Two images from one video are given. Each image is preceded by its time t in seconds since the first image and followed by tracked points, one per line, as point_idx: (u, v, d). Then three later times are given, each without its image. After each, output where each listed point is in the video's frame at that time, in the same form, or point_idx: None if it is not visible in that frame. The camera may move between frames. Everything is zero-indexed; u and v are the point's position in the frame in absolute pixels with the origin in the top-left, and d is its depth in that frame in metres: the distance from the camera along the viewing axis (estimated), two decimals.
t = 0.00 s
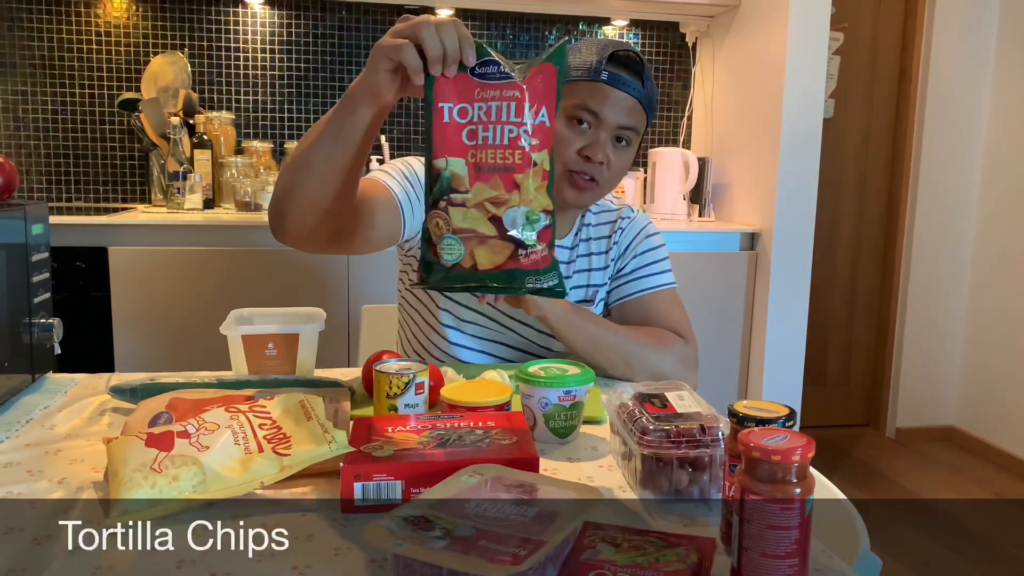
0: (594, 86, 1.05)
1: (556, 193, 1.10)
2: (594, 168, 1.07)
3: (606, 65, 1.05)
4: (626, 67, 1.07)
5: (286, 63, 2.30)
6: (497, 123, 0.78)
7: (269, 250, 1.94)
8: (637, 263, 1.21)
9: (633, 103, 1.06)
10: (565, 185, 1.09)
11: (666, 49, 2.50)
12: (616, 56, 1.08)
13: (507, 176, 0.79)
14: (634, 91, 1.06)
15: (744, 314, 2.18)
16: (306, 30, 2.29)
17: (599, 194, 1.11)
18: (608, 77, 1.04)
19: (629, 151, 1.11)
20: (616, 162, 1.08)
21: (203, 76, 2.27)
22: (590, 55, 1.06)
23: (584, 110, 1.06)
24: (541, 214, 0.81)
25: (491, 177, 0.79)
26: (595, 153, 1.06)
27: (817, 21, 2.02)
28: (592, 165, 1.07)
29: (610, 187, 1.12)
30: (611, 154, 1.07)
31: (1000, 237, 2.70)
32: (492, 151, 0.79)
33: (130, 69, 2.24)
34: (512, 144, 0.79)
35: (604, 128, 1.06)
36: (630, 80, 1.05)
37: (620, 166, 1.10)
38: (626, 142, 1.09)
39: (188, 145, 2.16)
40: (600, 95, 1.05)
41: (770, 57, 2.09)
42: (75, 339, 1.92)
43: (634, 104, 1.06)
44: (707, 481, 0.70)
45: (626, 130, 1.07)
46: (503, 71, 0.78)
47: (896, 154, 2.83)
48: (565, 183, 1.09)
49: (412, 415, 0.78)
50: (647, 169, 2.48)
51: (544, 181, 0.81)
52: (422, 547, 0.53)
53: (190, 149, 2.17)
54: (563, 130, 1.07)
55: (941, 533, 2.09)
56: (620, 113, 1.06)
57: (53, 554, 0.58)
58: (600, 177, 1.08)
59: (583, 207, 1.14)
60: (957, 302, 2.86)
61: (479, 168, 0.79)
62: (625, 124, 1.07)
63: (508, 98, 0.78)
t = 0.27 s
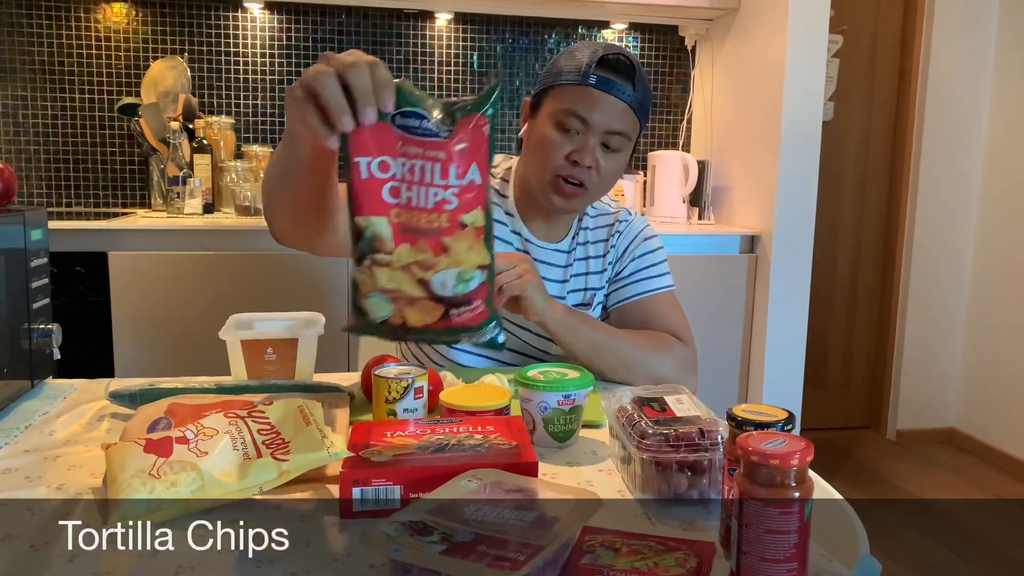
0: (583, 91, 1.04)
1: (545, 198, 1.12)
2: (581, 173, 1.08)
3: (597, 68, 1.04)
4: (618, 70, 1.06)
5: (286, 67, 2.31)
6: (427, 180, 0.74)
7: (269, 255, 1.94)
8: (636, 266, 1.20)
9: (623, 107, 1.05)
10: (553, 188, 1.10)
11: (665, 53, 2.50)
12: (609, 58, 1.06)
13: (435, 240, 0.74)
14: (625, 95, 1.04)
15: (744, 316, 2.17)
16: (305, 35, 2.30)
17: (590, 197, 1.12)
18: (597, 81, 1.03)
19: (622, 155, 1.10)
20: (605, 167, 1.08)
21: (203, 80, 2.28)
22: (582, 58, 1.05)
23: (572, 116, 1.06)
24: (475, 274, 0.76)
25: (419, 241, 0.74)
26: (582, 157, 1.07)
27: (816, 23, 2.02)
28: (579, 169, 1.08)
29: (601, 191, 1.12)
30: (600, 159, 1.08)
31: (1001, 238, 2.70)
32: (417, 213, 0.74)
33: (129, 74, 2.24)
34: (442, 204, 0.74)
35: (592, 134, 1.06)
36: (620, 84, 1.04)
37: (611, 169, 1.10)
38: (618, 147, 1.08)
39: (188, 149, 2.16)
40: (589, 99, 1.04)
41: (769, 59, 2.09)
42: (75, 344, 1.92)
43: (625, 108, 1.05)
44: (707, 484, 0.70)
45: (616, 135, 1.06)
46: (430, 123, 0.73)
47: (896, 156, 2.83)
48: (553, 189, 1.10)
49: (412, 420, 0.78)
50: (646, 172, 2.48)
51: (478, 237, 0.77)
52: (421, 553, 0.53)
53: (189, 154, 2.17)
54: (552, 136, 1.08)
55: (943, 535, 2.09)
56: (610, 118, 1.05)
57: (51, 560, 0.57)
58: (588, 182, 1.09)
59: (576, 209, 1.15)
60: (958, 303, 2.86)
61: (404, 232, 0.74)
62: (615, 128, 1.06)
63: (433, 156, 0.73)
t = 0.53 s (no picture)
0: (581, 90, 1.05)
1: (540, 198, 1.11)
2: (577, 172, 1.07)
3: (596, 68, 1.05)
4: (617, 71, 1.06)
5: (286, 68, 2.31)
6: (306, 298, 0.57)
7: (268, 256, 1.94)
8: (635, 267, 1.20)
9: (621, 108, 1.05)
10: (549, 188, 1.10)
11: (665, 54, 2.50)
12: (608, 60, 1.07)
13: (280, 369, 0.55)
14: (623, 96, 1.05)
15: (745, 317, 2.17)
16: (305, 35, 2.30)
17: (586, 198, 1.11)
18: (595, 81, 1.04)
19: (618, 156, 1.10)
20: (602, 167, 1.08)
21: (203, 81, 2.27)
22: (581, 58, 1.06)
23: (570, 115, 1.06)
24: (310, 439, 0.54)
25: (260, 364, 0.54)
26: (578, 157, 1.07)
27: (816, 24, 2.02)
28: (575, 169, 1.07)
29: (597, 192, 1.11)
30: (596, 159, 1.07)
31: (1001, 238, 2.70)
32: (273, 330, 0.56)
33: (129, 74, 2.24)
34: (312, 333, 0.57)
35: (589, 133, 1.06)
36: (618, 85, 1.04)
37: (608, 171, 1.10)
38: (615, 148, 1.08)
39: (188, 150, 2.16)
40: (587, 99, 1.05)
41: (769, 60, 2.09)
42: (75, 345, 1.92)
43: (623, 109, 1.06)
44: (707, 486, 0.69)
45: (614, 136, 1.07)
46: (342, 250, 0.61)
47: (896, 156, 2.83)
48: (548, 188, 1.10)
49: (411, 421, 0.78)
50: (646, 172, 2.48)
51: (334, 396, 0.56)
52: (420, 555, 0.53)
53: (189, 154, 2.17)
54: (549, 134, 1.08)
55: (943, 535, 2.09)
56: (607, 118, 1.05)
57: (49, 562, 0.57)
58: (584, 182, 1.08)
59: (572, 211, 1.14)
60: (958, 303, 2.86)
61: (246, 346, 0.54)
62: (612, 129, 1.06)
63: (326, 276, 0.59)
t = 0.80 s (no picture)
0: (591, 87, 1.05)
1: (543, 193, 1.11)
2: (582, 169, 1.07)
3: (606, 67, 1.06)
4: (626, 72, 1.07)
5: (286, 65, 2.30)
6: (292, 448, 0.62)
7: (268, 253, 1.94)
8: (637, 265, 1.20)
9: (629, 107, 1.06)
10: (554, 184, 1.09)
11: (666, 51, 2.50)
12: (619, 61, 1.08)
13: (252, 488, 0.57)
14: (631, 96, 1.06)
15: (745, 315, 2.17)
16: (305, 32, 2.29)
17: (590, 197, 1.11)
18: (604, 79, 1.05)
19: (624, 157, 1.10)
20: (607, 166, 1.08)
21: (203, 77, 2.27)
22: (591, 57, 1.07)
23: (577, 112, 1.07)
24: (272, 541, 0.53)
25: (233, 487, 0.56)
26: (584, 153, 1.07)
27: (817, 22, 2.01)
28: (580, 165, 1.07)
29: (602, 192, 1.11)
30: (602, 157, 1.07)
31: (1001, 237, 2.70)
32: (252, 467, 0.59)
33: (129, 70, 2.24)
34: (286, 473, 0.59)
35: (596, 130, 1.06)
36: (627, 84, 1.05)
37: (613, 170, 1.09)
38: (621, 148, 1.09)
39: (188, 146, 2.16)
40: (595, 96, 1.05)
41: (770, 57, 2.08)
42: (75, 341, 1.92)
43: (631, 109, 1.06)
44: (708, 484, 0.70)
45: (620, 135, 1.07)
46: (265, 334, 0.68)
47: (897, 154, 2.83)
48: (552, 183, 1.09)
49: (411, 418, 0.78)
50: (647, 170, 2.48)
51: (301, 510, 0.56)
52: (421, 551, 0.53)
53: (190, 150, 2.16)
54: (556, 130, 1.08)
55: (941, 534, 2.09)
56: (615, 117, 1.06)
57: (51, 557, 0.57)
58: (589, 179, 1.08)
59: (576, 211, 1.14)
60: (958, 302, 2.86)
61: (222, 475, 0.58)
62: (619, 128, 1.07)
63: (314, 434, 0.64)
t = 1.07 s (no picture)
0: (600, 84, 1.06)
1: (545, 185, 1.10)
2: (587, 164, 1.07)
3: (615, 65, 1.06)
4: (635, 71, 1.07)
5: (289, 62, 2.30)
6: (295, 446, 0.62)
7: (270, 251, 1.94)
8: (640, 263, 1.20)
9: (636, 105, 1.06)
10: (558, 178, 1.09)
11: (669, 50, 2.50)
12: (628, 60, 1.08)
13: (255, 487, 0.57)
14: (639, 94, 1.06)
15: (747, 314, 2.17)
16: (308, 29, 2.29)
17: (593, 193, 1.11)
18: (614, 76, 1.05)
19: (629, 154, 1.10)
20: (611, 162, 1.08)
21: (206, 75, 2.27)
22: (601, 54, 1.07)
23: (585, 107, 1.07)
24: (274, 539, 0.53)
25: (235, 487, 0.57)
26: (590, 148, 1.06)
27: (821, 20, 2.01)
28: (585, 160, 1.07)
29: (605, 188, 1.11)
30: (608, 153, 1.07)
31: (1004, 237, 2.69)
32: (255, 466, 0.60)
33: (133, 67, 2.24)
34: (288, 471, 0.59)
35: (603, 126, 1.06)
36: (635, 83, 1.05)
37: (617, 167, 1.09)
38: (626, 145, 1.09)
39: (190, 144, 2.16)
40: (604, 92, 1.05)
41: (773, 56, 2.08)
42: (78, 338, 1.92)
43: (638, 107, 1.07)
44: (710, 483, 0.70)
45: (627, 133, 1.08)
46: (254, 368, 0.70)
47: (900, 154, 2.82)
48: (557, 176, 1.09)
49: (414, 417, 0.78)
50: (650, 168, 2.47)
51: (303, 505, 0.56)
52: (423, 550, 0.53)
53: (192, 148, 2.16)
54: (563, 124, 1.08)
55: (943, 534, 2.09)
56: (622, 115, 1.06)
57: (53, 555, 0.57)
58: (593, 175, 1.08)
59: (578, 206, 1.14)
60: (960, 301, 2.85)
61: (225, 474, 0.58)
62: (626, 125, 1.07)
63: (317, 431, 0.64)
